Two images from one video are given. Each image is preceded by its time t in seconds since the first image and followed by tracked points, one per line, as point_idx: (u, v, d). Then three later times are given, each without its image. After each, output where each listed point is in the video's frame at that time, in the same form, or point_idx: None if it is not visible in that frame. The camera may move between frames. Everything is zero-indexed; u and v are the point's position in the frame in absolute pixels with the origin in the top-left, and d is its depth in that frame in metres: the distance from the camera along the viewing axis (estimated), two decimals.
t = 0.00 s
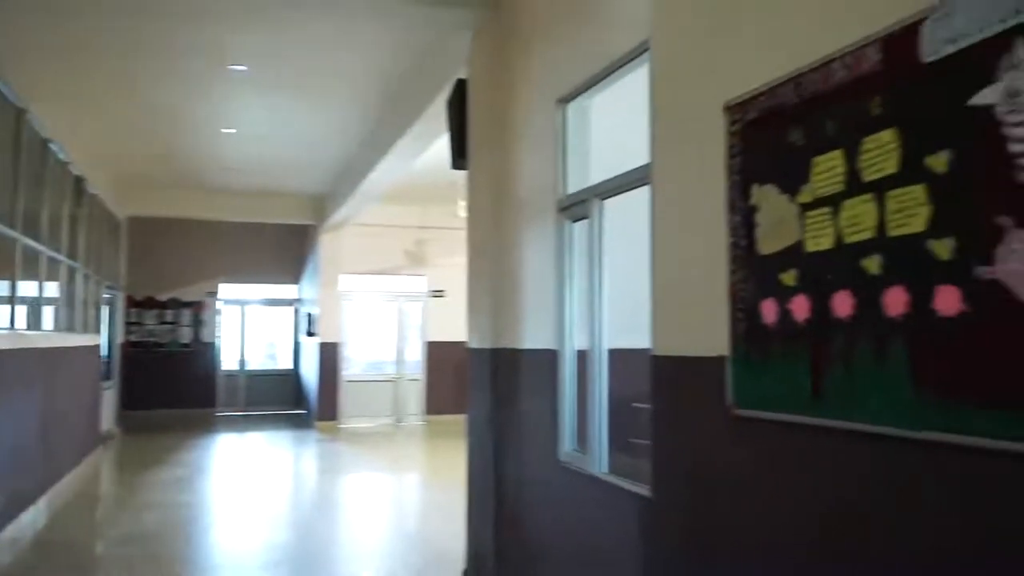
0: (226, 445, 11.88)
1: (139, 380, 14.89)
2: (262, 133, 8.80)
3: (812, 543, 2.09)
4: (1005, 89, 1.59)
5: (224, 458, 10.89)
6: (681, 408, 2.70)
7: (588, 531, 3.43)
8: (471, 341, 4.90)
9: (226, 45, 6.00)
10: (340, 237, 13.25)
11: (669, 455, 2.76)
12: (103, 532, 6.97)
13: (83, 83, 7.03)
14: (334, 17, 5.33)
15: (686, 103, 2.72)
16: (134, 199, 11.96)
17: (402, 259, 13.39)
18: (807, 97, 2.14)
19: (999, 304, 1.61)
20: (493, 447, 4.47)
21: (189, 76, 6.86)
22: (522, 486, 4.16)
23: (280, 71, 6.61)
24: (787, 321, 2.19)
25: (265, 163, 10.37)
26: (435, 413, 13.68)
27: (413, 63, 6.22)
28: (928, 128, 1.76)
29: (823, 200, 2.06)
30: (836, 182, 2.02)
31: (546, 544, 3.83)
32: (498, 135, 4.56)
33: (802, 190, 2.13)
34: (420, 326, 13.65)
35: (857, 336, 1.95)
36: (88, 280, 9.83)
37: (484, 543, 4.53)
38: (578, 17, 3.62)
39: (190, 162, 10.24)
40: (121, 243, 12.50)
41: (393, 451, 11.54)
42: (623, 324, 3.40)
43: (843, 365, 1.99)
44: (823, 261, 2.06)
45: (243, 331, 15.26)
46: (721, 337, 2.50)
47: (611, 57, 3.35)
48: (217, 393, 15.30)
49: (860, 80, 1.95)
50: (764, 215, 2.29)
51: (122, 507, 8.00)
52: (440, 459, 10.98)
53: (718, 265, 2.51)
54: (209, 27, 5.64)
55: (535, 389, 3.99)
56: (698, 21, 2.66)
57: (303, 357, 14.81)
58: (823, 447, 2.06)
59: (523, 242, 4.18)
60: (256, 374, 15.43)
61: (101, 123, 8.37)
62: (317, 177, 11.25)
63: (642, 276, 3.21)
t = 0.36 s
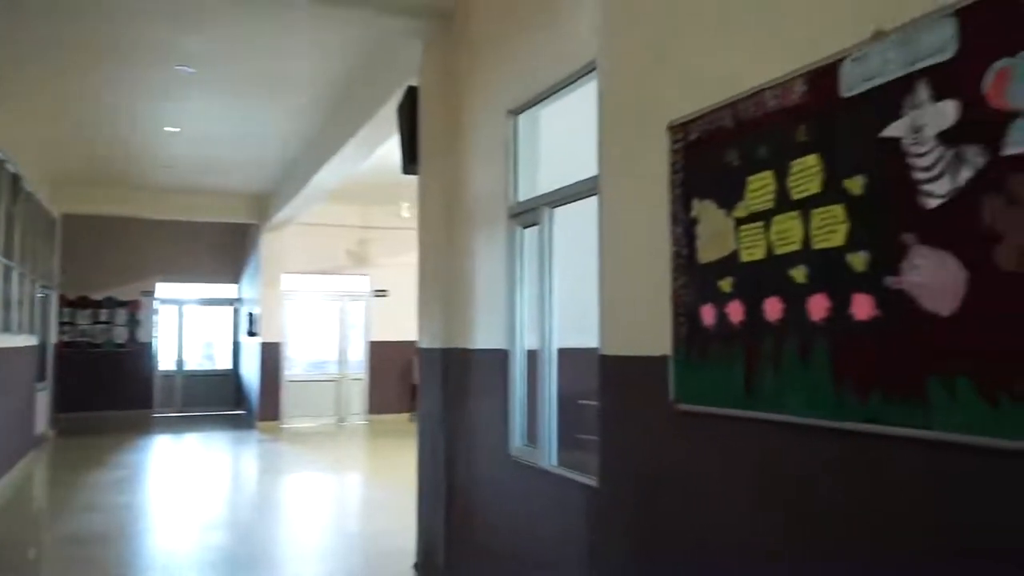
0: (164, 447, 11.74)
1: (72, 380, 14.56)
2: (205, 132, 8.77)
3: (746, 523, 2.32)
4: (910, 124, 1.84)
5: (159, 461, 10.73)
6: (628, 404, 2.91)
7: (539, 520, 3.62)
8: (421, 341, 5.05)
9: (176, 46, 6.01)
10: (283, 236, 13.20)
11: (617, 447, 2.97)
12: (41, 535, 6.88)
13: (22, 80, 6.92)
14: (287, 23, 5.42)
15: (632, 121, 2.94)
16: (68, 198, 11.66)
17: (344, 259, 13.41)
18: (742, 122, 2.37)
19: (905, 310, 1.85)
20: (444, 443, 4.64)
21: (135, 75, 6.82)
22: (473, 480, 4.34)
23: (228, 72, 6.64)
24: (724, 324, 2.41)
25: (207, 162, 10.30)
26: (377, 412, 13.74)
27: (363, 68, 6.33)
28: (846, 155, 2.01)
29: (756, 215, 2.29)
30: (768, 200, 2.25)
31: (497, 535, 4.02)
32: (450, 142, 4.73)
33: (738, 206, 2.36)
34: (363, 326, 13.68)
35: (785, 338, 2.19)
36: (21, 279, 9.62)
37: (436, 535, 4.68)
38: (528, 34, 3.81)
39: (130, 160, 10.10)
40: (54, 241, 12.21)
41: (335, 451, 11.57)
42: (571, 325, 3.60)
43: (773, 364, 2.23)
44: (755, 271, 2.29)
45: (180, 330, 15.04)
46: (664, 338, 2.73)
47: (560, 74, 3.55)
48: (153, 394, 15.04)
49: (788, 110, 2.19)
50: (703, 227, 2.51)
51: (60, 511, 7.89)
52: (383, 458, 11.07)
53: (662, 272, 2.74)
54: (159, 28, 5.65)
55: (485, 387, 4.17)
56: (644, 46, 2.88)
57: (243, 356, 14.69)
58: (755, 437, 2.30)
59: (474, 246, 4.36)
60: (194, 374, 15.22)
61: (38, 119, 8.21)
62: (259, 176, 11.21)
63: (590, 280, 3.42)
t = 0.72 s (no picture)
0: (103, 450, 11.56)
1: (10, 381, 14.34)
2: (148, 132, 8.71)
3: (683, 505, 2.54)
4: (820, 147, 2.08)
5: (98, 463, 10.58)
6: (574, 398, 3.12)
7: (490, 509, 3.79)
8: (372, 341, 5.18)
9: (123, 47, 6.01)
10: (227, 236, 13.10)
11: (564, 439, 3.17)
12: None
13: None
14: (236, 29, 5.48)
15: (576, 135, 3.14)
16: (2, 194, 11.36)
17: (289, 259, 13.38)
18: (675, 138, 2.58)
19: (817, 311, 2.08)
20: (396, 440, 4.78)
21: (79, 74, 6.77)
22: (424, 474, 4.49)
23: (175, 74, 6.66)
24: (659, 323, 2.63)
25: (148, 161, 10.19)
26: (322, 412, 13.73)
27: (311, 72, 6.42)
28: (767, 171, 2.24)
29: (688, 225, 2.51)
30: (699, 210, 2.47)
31: (448, 526, 4.19)
32: (401, 148, 4.87)
33: (672, 216, 2.58)
34: (307, 326, 13.66)
35: (714, 336, 2.41)
36: None
37: (390, 529, 4.83)
38: (476, 48, 3.99)
39: (70, 159, 9.96)
40: None
41: (280, 450, 11.55)
42: (519, 325, 3.79)
43: (703, 359, 2.45)
44: (687, 275, 2.52)
45: (119, 331, 14.76)
46: (606, 336, 2.94)
47: (507, 87, 3.73)
48: (92, 395, 14.73)
49: (716, 129, 2.42)
50: (641, 234, 2.73)
51: None
52: (328, 457, 11.11)
53: (604, 274, 2.94)
54: (107, 30, 5.65)
55: (436, 385, 4.33)
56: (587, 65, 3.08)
57: (185, 357, 14.52)
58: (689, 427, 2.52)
59: (425, 249, 4.51)
60: (133, 375, 14.97)
61: None
62: (202, 175, 11.13)
63: (536, 282, 3.61)
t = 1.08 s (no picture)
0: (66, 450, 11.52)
1: None
2: (114, 132, 8.73)
3: (630, 487, 2.76)
4: (749, 160, 2.30)
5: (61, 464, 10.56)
6: (531, 392, 3.32)
7: (454, 498, 3.98)
8: (339, 338, 5.34)
9: (90, 51, 6.08)
10: (192, 235, 13.08)
11: (523, 431, 3.37)
12: None
13: None
14: (204, 34, 5.59)
15: (533, 144, 3.33)
16: None
17: (255, 258, 13.41)
18: (623, 149, 2.79)
19: (746, 308, 2.30)
20: (364, 434, 4.95)
21: (44, 76, 6.81)
22: (390, 466, 4.67)
23: (142, 76, 6.73)
24: (609, 320, 2.84)
25: (113, 161, 10.19)
26: (288, 411, 13.80)
27: (278, 76, 6.53)
28: (704, 182, 2.46)
29: (635, 229, 2.73)
30: (644, 216, 2.69)
31: (414, 516, 4.37)
32: (367, 152, 5.03)
33: (620, 220, 2.79)
34: (273, 325, 13.71)
35: (658, 331, 2.63)
36: None
37: (358, 520, 5.01)
38: (440, 58, 4.16)
39: (33, 158, 9.94)
40: None
41: (246, 450, 11.61)
42: (480, 323, 3.98)
43: (648, 353, 2.66)
44: (634, 275, 2.73)
45: (82, 331, 14.67)
46: (561, 333, 3.14)
47: (469, 96, 3.91)
48: (54, 396, 14.64)
49: (660, 142, 2.63)
50: (592, 237, 2.93)
51: None
52: (295, 456, 11.20)
53: (559, 275, 3.15)
54: (75, 34, 5.72)
55: (402, 381, 4.51)
56: (543, 78, 3.27)
57: (150, 357, 14.47)
58: (635, 416, 2.73)
59: (391, 250, 4.68)
60: (96, 376, 14.90)
61: None
62: (167, 176, 11.13)
63: (496, 282, 3.80)
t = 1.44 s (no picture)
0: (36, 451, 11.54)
1: None
2: (85, 134, 8.79)
3: (581, 476, 2.97)
4: (683, 175, 2.52)
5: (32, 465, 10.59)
6: (494, 389, 3.52)
7: (420, 490, 4.17)
8: (311, 338, 5.51)
9: (64, 57, 6.18)
10: (164, 235, 13.10)
11: (485, 426, 3.57)
12: None
13: None
14: (178, 42, 5.72)
15: (494, 155, 3.54)
16: None
17: (227, 259, 13.48)
18: (574, 161, 3.00)
19: (681, 310, 2.53)
20: (334, 431, 5.13)
21: (17, 79, 6.87)
22: (360, 461, 4.85)
23: (115, 81, 6.84)
24: (561, 320, 3.05)
25: (84, 162, 10.23)
26: (261, 411, 13.89)
27: (250, 82, 6.67)
28: (645, 194, 2.68)
29: (585, 236, 2.94)
30: (593, 224, 2.90)
31: (383, 509, 4.56)
32: (338, 158, 5.20)
33: (572, 228, 3.00)
34: (245, 326, 13.78)
35: (605, 331, 2.84)
36: None
37: (329, 513, 5.18)
38: (406, 70, 4.35)
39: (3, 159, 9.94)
40: None
41: (218, 449, 11.70)
42: (445, 323, 4.17)
43: (596, 351, 2.88)
44: (583, 279, 2.94)
45: (53, 331, 14.60)
46: (519, 333, 3.35)
47: (434, 108, 4.10)
48: (24, 397, 14.55)
49: (606, 156, 2.85)
50: (547, 244, 3.14)
51: None
52: (268, 455, 11.31)
53: (517, 279, 3.36)
54: (49, 41, 5.82)
55: (371, 378, 4.69)
56: (502, 93, 3.47)
57: (121, 358, 14.48)
58: (585, 409, 2.95)
59: (360, 253, 4.85)
60: (65, 376, 14.84)
61: None
62: (139, 177, 11.18)
63: (460, 286, 4.00)
